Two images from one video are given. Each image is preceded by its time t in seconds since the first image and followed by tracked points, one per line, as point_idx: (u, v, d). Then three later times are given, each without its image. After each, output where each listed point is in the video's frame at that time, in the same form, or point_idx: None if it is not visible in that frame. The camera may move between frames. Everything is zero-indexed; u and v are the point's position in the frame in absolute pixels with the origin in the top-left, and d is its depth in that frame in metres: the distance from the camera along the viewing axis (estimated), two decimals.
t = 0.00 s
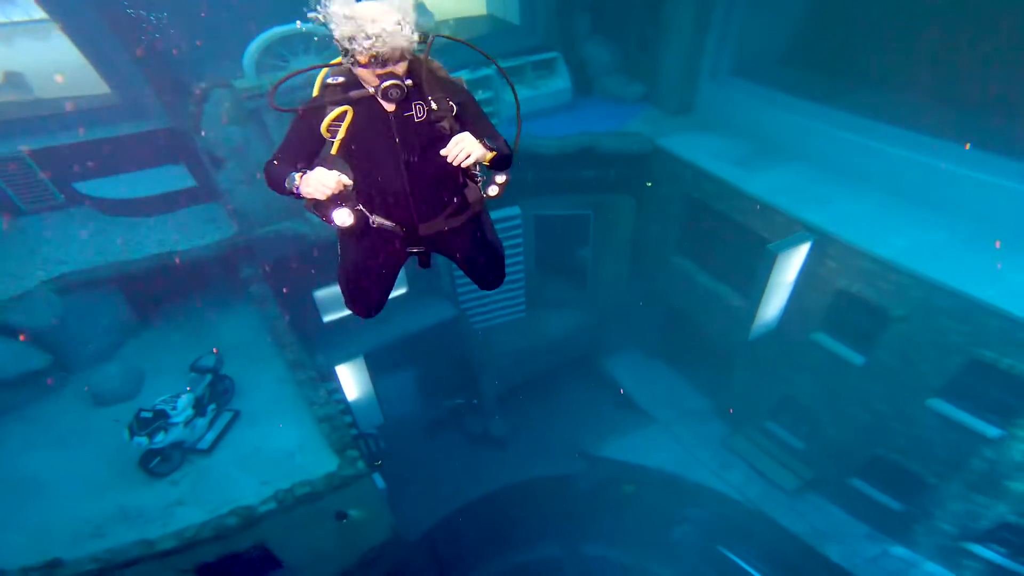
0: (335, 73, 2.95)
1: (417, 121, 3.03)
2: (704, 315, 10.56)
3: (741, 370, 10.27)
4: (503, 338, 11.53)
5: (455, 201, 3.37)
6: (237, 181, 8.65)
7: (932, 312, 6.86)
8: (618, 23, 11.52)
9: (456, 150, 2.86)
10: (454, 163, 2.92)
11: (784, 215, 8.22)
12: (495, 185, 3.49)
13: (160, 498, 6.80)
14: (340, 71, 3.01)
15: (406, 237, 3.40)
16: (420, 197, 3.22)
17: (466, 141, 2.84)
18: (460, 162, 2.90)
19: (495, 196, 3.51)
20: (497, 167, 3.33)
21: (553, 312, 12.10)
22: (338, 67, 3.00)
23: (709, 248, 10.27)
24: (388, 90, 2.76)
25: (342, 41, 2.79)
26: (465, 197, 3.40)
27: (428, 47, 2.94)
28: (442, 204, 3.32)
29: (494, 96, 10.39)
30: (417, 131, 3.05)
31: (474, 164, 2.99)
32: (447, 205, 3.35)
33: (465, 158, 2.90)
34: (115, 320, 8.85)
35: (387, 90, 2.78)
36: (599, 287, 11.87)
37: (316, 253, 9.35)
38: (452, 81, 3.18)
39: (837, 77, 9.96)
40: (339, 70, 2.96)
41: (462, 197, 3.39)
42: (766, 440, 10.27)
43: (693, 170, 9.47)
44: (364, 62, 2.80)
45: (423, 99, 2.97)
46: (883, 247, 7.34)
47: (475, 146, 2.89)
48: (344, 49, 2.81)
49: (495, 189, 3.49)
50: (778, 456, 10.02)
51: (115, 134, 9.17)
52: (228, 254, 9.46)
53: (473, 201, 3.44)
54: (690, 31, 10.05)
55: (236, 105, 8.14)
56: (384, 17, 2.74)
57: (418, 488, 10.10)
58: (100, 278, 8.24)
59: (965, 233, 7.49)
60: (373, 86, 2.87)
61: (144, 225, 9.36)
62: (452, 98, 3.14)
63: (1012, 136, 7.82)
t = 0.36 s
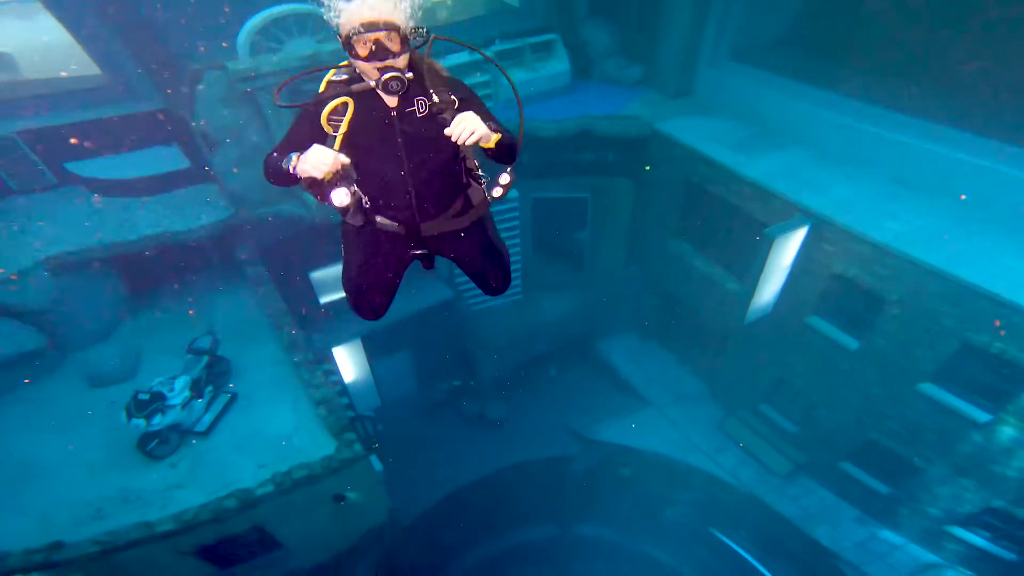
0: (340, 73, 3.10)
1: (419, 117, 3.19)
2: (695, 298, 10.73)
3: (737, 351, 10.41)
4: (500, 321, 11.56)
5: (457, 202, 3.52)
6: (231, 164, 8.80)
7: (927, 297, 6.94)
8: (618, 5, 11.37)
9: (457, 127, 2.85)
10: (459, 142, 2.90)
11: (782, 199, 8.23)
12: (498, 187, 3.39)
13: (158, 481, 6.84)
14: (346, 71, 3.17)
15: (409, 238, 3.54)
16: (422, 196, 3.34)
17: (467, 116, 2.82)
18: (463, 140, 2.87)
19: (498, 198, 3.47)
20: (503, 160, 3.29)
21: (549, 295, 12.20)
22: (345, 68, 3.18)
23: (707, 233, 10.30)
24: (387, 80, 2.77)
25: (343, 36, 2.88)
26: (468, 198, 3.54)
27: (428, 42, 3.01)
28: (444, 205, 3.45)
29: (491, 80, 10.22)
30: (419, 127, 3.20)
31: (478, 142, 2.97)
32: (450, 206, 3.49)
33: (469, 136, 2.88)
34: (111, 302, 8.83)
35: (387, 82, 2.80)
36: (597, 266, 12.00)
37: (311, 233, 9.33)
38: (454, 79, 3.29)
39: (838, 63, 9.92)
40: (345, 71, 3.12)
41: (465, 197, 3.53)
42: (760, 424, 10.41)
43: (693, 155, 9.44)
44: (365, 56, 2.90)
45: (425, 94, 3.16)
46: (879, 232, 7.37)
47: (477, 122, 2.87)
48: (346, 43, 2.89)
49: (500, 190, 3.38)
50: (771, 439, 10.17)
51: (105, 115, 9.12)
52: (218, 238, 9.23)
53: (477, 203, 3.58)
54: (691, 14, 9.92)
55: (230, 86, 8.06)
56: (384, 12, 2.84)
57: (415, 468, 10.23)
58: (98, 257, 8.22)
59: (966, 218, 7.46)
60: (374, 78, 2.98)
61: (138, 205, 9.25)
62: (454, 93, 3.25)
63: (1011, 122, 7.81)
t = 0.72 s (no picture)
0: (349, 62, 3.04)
1: (429, 105, 3.14)
2: (704, 269, 10.77)
3: (742, 322, 10.46)
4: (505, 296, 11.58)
5: (467, 191, 3.53)
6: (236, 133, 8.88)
7: (938, 273, 6.96)
8: None
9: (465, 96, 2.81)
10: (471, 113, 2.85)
11: (792, 173, 8.17)
12: (508, 175, 3.43)
13: (170, 450, 7.00)
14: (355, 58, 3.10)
15: (419, 226, 3.59)
16: (431, 187, 3.39)
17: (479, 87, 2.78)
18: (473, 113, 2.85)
19: (507, 185, 3.51)
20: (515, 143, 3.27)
21: (555, 267, 12.10)
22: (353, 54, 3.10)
23: (716, 208, 10.24)
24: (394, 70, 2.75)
25: (349, 23, 2.80)
26: (478, 185, 3.55)
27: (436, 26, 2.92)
28: (454, 193, 3.49)
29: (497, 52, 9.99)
30: (429, 116, 3.17)
31: (491, 112, 2.91)
32: (459, 195, 3.51)
33: (480, 107, 2.83)
34: (119, 273, 8.90)
35: (395, 69, 2.78)
36: (600, 237, 11.70)
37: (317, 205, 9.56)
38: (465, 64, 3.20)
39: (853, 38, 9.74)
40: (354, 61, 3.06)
41: (475, 185, 3.54)
42: (762, 399, 10.51)
43: (702, 129, 9.30)
44: (371, 44, 2.84)
45: (433, 82, 3.09)
46: (893, 206, 7.30)
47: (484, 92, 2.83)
48: (351, 31, 2.82)
49: (509, 178, 3.44)
50: (773, 414, 10.28)
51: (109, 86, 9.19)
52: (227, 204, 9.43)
53: (487, 190, 3.58)
54: None
55: (232, 60, 7.96)
56: None
57: (422, 439, 10.40)
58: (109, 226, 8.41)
59: (976, 194, 7.36)
60: (381, 66, 2.94)
61: (145, 175, 9.24)
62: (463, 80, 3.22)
63: None
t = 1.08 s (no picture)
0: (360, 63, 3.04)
1: (441, 104, 3.11)
2: (717, 249, 10.64)
3: (755, 301, 10.38)
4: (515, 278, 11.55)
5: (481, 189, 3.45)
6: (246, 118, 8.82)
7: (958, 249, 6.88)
8: None
9: (495, 84, 2.83)
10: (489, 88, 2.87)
11: (808, 151, 8.10)
12: (521, 173, 3.51)
13: (190, 431, 7.15)
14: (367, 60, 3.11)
15: (433, 225, 3.52)
16: (445, 185, 3.29)
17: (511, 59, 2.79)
18: (498, 99, 2.85)
19: (520, 183, 3.57)
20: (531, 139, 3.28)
21: (566, 246, 12.02)
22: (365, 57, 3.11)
23: (728, 188, 10.11)
24: (406, 69, 2.76)
25: (360, 25, 2.81)
26: (492, 183, 3.49)
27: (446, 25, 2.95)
28: (468, 192, 3.40)
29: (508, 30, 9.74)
30: (441, 115, 3.12)
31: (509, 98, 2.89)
32: (473, 193, 3.42)
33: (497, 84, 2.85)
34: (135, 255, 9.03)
35: (406, 69, 2.78)
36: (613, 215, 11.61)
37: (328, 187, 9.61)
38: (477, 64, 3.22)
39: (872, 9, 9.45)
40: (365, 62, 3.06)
41: (490, 184, 3.48)
42: (775, 378, 10.42)
43: (715, 107, 9.16)
44: (382, 44, 2.84)
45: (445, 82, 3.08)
46: (914, 184, 7.27)
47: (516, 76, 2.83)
48: (362, 32, 2.83)
49: (522, 176, 3.48)
50: (786, 394, 10.20)
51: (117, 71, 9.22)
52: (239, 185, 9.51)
53: (500, 188, 3.53)
54: None
55: (243, 43, 8.00)
56: None
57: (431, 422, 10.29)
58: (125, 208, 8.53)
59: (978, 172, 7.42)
60: (393, 68, 2.93)
61: (158, 158, 9.31)
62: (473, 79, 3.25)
63: None
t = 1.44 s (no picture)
0: (366, 74, 3.04)
1: (448, 116, 3.13)
2: (724, 238, 10.56)
3: (762, 291, 10.31)
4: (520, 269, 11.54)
5: (489, 198, 3.54)
6: (249, 110, 8.97)
7: (969, 237, 6.83)
8: None
9: (491, 83, 2.82)
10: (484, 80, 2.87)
11: (816, 140, 8.01)
12: (530, 180, 3.45)
13: (201, 422, 7.21)
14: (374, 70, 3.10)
15: (441, 233, 3.64)
16: (452, 196, 3.39)
17: (508, 56, 2.76)
18: (496, 97, 2.86)
19: (529, 190, 3.53)
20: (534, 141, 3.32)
21: (571, 236, 11.97)
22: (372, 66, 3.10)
23: (735, 177, 10.03)
24: (412, 82, 2.78)
25: (365, 38, 2.78)
26: (500, 191, 3.58)
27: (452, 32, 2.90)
28: (476, 201, 3.47)
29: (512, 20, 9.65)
30: (448, 128, 3.16)
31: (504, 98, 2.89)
32: (481, 202, 3.50)
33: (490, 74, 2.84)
34: (143, 247, 9.09)
35: (412, 82, 2.81)
36: (618, 206, 11.48)
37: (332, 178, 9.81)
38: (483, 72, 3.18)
39: None
40: (371, 73, 3.05)
41: (498, 192, 3.57)
42: (782, 368, 10.37)
43: (722, 97, 9.07)
44: (388, 56, 2.81)
45: (452, 95, 3.09)
46: (924, 173, 7.18)
47: (511, 73, 2.79)
48: (367, 45, 2.79)
49: (531, 183, 3.44)
50: (793, 384, 10.16)
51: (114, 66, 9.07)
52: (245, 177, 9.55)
53: (508, 196, 3.61)
54: None
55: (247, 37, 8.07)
56: (405, 8, 2.72)
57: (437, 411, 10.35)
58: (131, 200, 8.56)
59: (987, 164, 7.27)
60: (399, 79, 2.94)
61: (166, 151, 9.38)
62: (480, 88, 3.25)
63: None
